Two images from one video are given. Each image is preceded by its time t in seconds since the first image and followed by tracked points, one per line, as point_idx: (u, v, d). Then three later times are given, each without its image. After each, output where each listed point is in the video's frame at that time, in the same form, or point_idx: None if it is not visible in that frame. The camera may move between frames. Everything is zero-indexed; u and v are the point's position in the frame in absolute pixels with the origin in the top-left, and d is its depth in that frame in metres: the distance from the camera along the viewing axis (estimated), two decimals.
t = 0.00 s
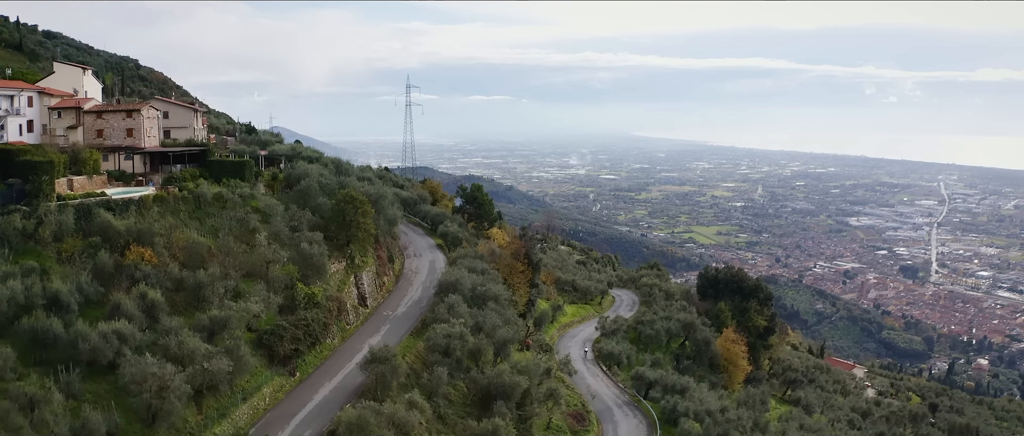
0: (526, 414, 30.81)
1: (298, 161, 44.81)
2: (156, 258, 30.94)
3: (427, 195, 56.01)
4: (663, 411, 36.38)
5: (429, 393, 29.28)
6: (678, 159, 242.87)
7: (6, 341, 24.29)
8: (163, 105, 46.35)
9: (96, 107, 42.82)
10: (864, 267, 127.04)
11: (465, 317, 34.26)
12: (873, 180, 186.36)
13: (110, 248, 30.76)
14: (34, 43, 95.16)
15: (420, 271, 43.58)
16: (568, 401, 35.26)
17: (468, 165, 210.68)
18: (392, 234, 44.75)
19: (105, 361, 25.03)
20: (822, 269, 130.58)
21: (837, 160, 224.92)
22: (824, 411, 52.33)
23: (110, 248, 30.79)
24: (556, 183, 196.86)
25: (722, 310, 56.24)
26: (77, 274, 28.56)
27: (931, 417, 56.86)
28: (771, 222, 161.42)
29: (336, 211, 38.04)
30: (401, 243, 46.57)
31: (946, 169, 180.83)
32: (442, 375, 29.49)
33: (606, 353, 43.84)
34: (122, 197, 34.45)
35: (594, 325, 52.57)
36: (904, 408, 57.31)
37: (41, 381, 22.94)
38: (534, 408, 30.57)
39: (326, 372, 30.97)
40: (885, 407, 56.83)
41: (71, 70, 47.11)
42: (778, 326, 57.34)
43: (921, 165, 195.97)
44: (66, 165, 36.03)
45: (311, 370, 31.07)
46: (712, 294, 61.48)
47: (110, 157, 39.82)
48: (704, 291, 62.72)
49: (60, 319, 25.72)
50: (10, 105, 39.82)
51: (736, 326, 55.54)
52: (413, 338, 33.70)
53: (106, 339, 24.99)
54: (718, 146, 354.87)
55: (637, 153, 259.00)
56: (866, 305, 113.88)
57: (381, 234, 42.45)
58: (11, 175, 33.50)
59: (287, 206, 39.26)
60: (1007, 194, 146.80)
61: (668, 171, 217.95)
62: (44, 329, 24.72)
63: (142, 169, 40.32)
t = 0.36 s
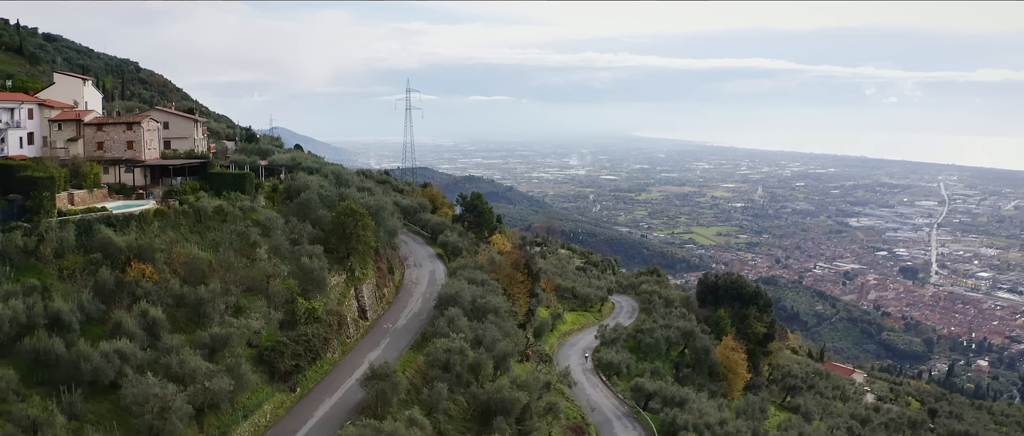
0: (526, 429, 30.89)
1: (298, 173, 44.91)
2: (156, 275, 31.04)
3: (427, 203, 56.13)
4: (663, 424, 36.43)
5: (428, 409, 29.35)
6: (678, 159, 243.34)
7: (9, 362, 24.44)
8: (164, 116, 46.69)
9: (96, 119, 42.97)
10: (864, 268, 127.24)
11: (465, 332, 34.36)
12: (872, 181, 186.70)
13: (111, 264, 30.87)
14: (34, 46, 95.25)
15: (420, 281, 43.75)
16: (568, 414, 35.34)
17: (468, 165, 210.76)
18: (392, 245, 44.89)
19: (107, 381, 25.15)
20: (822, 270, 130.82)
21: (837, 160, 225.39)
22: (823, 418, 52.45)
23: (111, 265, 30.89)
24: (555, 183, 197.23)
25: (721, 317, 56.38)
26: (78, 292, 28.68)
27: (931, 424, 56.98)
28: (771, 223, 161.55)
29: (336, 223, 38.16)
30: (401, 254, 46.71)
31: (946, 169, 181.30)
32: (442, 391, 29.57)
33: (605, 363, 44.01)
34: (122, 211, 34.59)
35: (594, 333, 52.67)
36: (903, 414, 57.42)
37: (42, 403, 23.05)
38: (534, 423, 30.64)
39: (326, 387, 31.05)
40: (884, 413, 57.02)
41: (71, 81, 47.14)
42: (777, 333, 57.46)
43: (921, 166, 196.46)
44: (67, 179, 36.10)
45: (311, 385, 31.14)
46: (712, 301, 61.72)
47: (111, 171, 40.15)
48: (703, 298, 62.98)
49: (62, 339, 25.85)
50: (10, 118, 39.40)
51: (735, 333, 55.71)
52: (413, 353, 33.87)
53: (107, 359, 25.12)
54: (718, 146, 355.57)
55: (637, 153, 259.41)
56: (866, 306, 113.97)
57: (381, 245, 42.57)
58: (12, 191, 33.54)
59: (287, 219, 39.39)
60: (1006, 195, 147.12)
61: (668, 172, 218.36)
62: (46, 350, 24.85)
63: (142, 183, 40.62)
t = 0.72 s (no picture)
0: None
1: (298, 184, 45.04)
2: (157, 291, 31.12)
3: (427, 211, 56.25)
4: None
5: (428, 425, 29.42)
6: (678, 159, 243.57)
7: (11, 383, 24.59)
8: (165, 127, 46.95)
9: (96, 131, 43.07)
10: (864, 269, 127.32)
11: (465, 346, 34.48)
12: (872, 181, 186.84)
13: (112, 281, 30.95)
14: (34, 49, 95.23)
15: (421, 292, 43.89)
16: (568, 427, 35.41)
17: (468, 165, 210.86)
18: (392, 255, 45.03)
19: (109, 401, 25.28)
20: (822, 270, 131.08)
21: (837, 160, 225.64)
22: (823, 425, 52.54)
23: (112, 281, 30.98)
24: (555, 184, 197.41)
25: (721, 324, 56.45)
26: (79, 310, 28.76)
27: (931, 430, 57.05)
28: (771, 223, 161.59)
29: (336, 236, 38.30)
30: (401, 264, 46.85)
31: (946, 169, 181.49)
32: (442, 407, 29.65)
33: (605, 373, 44.14)
34: (122, 226, 34.65)
35: (594, 341, 52.79)
36: (903, 420, 57.52)
37: (44, 425, 23.18)
38: None
39: (327, 402, 31.13)
40: (884, 420, 57.13)
41: (71, 92, 47.21)
42: (777, 339, 57.52)
43: (921, 166, 196.71)
44: (67, 193, 36.16)
45: (312, 400, 31.24)
46: (711, 307, 61.84)
47: (111, 182, 40.35)
48: (703, 304, 63.08)
49: (64, 359, 25.99)
50: (11, 130, 39.34)
51: (734, 340, 55.80)
52: (413, 367, 34.06)
53: (110, 379, 25.25)
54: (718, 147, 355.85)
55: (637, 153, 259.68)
56: (865, 307, 113.89)
57: (381, 257, 42.69)
58: (12, 206, 33.58)
59: (287, 232, 39.52)
60: (1006, 195, 147.27)
61: (668, 172, 218.61)
62: (48, 370, 25.01)
63: (143, 195, 40.82)
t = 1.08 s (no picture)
0: None
1: (298, 196, 45.17)
2: (158, 307, 31.22)
3: (427, 219, 56.36)
4: None
5: None
6: (678, 160, 243.85)
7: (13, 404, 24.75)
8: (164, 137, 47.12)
9: (96, 143, 43.16)
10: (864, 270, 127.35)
11: (465, 360, 34.59)
12: (872, 182, 187.09)
13: (113, 298, 31.05)
14: (33, 52, 95.10)
15: (420, 302, 44.02)
16: None
17: (468, 165, 210.95)
18: (392, 266, 45.18)
19: (110, 420, 25.40)
20: (822, 271, 131.06)
21: (837, 161, 225.93)
22: (822, 432, 52.74)
23: (113, 298, 31.09)
24: (555, 184, 197.53)
25: (721, 331, 56.53)
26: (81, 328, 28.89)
27: None
28: (771, 224, 161.64)
29: (336, 249, 38.44)
30: (401, 274, 47.00)
31: (946, 169, 181.87)
32: (442, 422, 29.76)
33: (605, 382, 44.30)
34: (123, 241, 34.73)
35: (593, 349, 52.90)
36: (903, 426, 57.75)
37: None
38: None
39: (327, 417, 31.21)
40: (884, 426, 57.34)
41: (71, 101, 47.23)
42: (776, 346, 57.60)
43: (921, 166, 197.11)
44: (67, 206, 36.19)
45: (312, 415, 31.33)
46: (711, 314, 61.93)
47: (113, 195, 40.81)
48: (702, 310, 63.17)
49: (66, 379, 26.16)
50: (10, 143, 39.20)
51: (733, 347, 55.91)
52: (413, 381, 34.24)
53: (112, 398, 25.40)
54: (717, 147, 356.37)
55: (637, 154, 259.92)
56: (865, 308, 113.82)
57: (381, 268, 42.82)
58: (13, 221, 33.57)
59: (287, 244, 39.65)
60: (1006, 196, 147.56)
61: (667, 172, 218.86)
62: (50, 389, 25.19)
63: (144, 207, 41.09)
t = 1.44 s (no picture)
0: None
1: (298, 207, 45.28)
2: (159, 323, 31.34)
3: (427, 227, 56.46)
4: None
5: None
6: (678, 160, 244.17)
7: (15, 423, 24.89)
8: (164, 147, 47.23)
9: (96, 155, 43.26)
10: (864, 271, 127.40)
11: (465, 373, 34.72)
12: (872, 182, 187.16)
13: (114, 314, 31.15)
14: (33, 54, 95.03)
15: (421, 312, 44.18)
16: None
17: (468, 165, 211.05)
18: (392, 276, 45.32)
19: None
20: (822, 271, 131.14)
21: (837, 160, 225.92)
22: None
23: (114, 314, 31.19)
24: (555, 185, 197.75)
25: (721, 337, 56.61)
26: (82, 345, 28.99)
27: None
28: (771, 224, 161.69)
29: (336, 262, 38.56)
30: (401, 284, 47.13)
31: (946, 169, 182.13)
32: None
33: (605, 391, 44.49)
34: (123, 255, 34.82)
35: (593, 356, 53.00)
36: (902, 431, 57.95)
37: None
38: None
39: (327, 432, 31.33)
40: (883, 431, 57.56)
41: (72, 112, 47.32)
42: (775, 352, 57.73)
43: (921, 166, 197.42)
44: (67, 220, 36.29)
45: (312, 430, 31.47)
46: (711, 320, 62.00)
47: (113, 208, 40.85)
48: (702, 316, 63.23)
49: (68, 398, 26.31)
50: (12, 157, 39.33)
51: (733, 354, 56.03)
52: (413, 395, 34.42)
53: (113, 417, 25.54)
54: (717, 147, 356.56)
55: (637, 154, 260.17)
56: (865, 308, 113.83)
57: (381, 279, 42.93)
58: (15, 235, 33.69)
59: (288, 257, 39.75)
60: (1006, 196, 147.75)
61: (667, 172, 219.16)
62: (52, 409, 25.36)
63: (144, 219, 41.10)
